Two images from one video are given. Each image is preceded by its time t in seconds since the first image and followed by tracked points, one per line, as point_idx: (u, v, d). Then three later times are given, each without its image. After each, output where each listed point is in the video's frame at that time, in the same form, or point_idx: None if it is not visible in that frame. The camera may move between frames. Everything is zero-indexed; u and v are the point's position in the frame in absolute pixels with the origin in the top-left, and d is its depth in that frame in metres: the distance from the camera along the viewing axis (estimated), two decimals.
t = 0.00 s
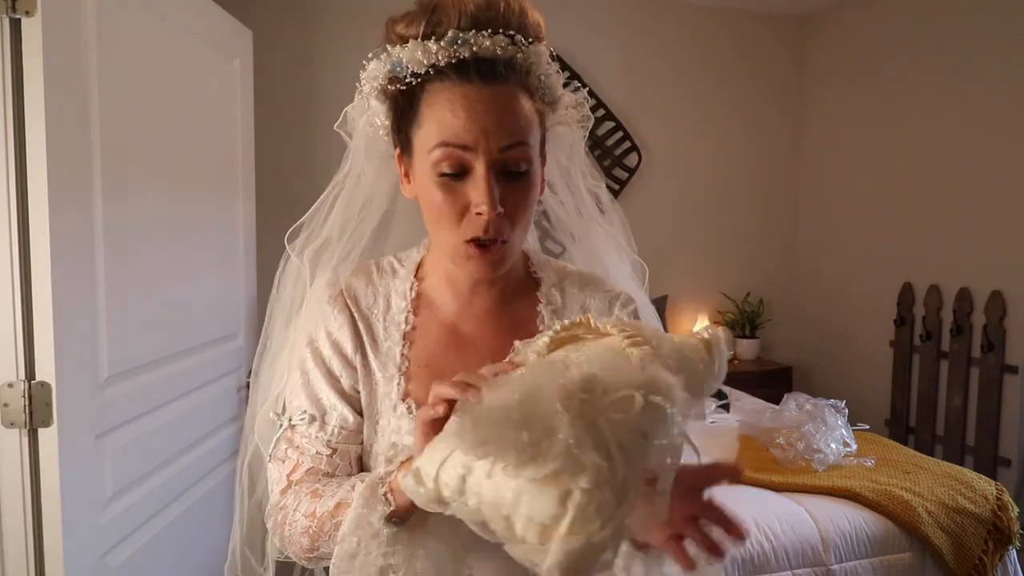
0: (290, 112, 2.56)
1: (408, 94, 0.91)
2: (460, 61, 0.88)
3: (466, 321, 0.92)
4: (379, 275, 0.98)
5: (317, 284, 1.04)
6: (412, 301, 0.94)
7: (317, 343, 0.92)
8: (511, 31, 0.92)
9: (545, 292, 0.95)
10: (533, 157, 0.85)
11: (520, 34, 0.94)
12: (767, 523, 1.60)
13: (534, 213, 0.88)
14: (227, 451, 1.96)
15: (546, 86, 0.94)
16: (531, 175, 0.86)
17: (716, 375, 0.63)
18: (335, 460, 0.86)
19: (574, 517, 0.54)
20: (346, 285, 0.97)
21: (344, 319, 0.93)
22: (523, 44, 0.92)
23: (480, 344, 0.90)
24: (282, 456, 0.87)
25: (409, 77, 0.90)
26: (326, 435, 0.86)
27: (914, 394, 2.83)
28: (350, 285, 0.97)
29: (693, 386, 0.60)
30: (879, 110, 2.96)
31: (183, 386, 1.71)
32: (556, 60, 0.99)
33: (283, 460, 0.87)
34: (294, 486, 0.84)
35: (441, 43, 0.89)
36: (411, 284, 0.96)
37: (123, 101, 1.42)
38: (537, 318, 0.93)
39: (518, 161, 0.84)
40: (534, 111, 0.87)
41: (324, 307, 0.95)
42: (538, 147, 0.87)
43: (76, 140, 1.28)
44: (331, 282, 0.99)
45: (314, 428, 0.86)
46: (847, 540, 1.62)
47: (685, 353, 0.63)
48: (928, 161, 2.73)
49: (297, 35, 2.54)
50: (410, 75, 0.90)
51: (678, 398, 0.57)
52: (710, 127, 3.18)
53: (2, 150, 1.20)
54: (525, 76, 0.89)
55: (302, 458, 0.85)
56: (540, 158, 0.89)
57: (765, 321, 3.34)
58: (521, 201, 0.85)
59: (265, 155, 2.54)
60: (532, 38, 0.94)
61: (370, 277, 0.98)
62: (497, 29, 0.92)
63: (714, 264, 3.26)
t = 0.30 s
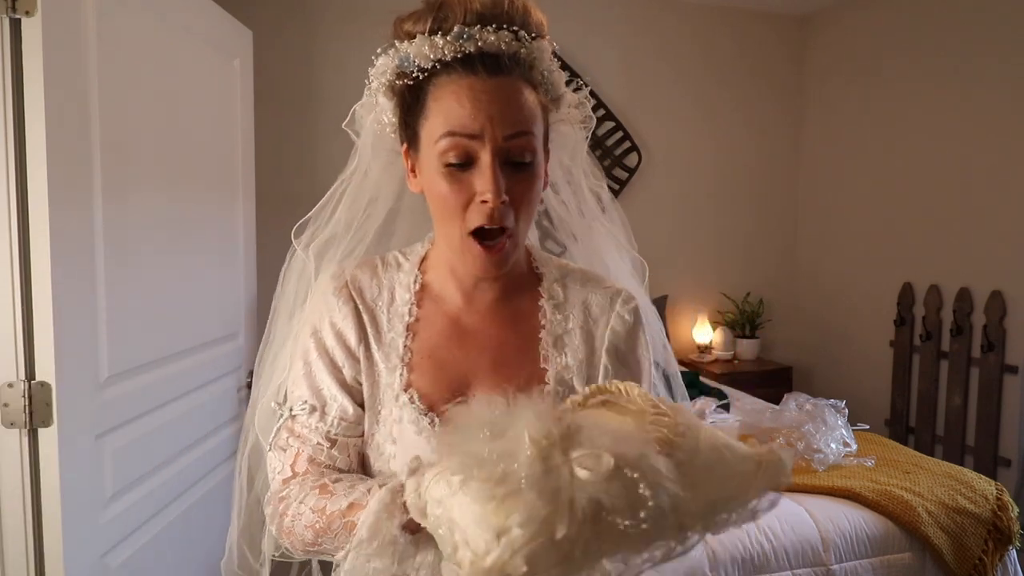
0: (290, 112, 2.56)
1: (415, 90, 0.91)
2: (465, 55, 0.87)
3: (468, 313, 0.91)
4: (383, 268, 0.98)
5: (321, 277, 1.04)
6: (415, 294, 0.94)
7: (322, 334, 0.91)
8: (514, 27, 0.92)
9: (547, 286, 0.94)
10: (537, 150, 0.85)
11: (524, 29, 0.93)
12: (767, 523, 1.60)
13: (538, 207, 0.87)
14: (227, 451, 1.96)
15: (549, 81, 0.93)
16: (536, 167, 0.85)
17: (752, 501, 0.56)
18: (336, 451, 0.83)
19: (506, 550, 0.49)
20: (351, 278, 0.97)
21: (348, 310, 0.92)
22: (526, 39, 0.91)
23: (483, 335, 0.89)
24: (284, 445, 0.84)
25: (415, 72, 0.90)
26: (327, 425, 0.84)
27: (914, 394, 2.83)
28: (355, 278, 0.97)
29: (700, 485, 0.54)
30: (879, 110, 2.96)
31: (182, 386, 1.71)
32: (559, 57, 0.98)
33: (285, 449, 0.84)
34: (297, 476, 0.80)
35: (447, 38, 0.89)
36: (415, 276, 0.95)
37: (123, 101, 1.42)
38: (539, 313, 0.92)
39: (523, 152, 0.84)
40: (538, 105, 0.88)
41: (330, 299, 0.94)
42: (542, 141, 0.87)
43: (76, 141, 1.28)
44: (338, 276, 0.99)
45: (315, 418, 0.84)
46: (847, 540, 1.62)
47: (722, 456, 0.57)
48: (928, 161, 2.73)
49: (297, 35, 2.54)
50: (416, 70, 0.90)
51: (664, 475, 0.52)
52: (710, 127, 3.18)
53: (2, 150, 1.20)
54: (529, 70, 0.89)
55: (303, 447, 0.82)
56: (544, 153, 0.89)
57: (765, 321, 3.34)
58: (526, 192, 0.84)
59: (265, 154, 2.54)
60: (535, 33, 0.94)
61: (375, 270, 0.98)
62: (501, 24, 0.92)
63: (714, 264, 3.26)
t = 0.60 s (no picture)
0: (290, 111, 2.56)
1: (421, 90, 0.91)
2: (472, 57, 0.87)
3: (473, 308, 0.90)
4: (387, 259, 0.98)
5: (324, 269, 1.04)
6: (419, 284, 0.94)
7: (323, 320, 0.91)
8: (521, 30, 0.92)
9: (548, 279, 0.94)
10: (543, 152, 0.85)
11: (530, 32, 0.93)
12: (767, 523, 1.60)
13: (542, 207, 0.87)
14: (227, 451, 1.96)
15: (553, 82, 0.93)
16: (541, 168, 0.85)
17: (662, 550, 0.56)
18: (330, 434, 0.84)
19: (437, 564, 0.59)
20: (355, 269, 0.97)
21: (351, 297, 0.92)
22: (532, 42, 0.91)
23: (487, 330, 0.89)
24: (277, 428, 0.85)
25: (421, 72, 0.90)
26: (324, 408, 0.84)
27: (914, 394, 2.83)
28: (358, 268, 0.97)
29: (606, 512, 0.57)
30: (879, 110, 2.96)
31: (182, 386, 1.70)
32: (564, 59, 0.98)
33: (277, 431, 0.85)
34: (285, 455, 0.81)
35: (454, 39, 0.89)
36: (419, 267, 0.95)
37: (123, 101, 1.42)
38: (540, 303, 0.92)
39: (528, 152, 0.84)
40: (543, 107, 0.87)
41: (333, 286, 0.95)
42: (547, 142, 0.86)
43: (76, 143, 1.28)
44: (341, 268, 0.99)
45: (312, 401, 0.85)
46: (847, 540, 1.62)
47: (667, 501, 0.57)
48: (928, 161, 2.73)
49: (297, 35, 2.54)
50: (423, 71, 0.90)
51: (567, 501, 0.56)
52: (710, 127, 3.18)
53: (2, 150, 1.20)
54: (534, 72, 0.89)
55: (296, 429, 0.83)
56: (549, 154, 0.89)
57: (765, 321, 3.34)
58: (532, 192, 0.84)
59: (266, 154, 2.54)
60: (541, 36, 0.94)
61: (378, 261, 0.98)
62: (507, 27, 0.92)
63: (714, 264, 3.26)
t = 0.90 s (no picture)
0: (291, 112, 2.56)
1: (423, 89, 0.91)
2: (473, 55, 0.87)
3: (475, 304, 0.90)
4: (390, 259, 0.98)
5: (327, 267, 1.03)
6: (423, 282, 0.94)
7: (327, 318, 0.90)
8: (522, 29, 0.92)
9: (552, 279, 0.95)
10: (541, 148, 0.85)
11: (531, 30, 0.93)
12: (767, 523, 1.60)
13: (542, 203, 0.87)
14: (227, 452, 1.96)
15: (554, 80, 0.93)
16: (539, 164, 0.85)
17: (623, 562, 0.52)
18: (338, 431, 0.82)
19: None
20: (359, 267, 0.96)
21: (356, 294, 0.91)
22: (533, 40, 0.91)
23: (488, 326, 0.89)
24: (282, 426, 0.83)
25: (424, 70, 0.90)
26: (332, 405, 0.82)
27: (914, 394, 2.83)
28: (362, 267, 0.97)
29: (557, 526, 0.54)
30: (878, 110, 2.96)
31: (182, 386, 1.70)
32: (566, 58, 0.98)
33: (282, 430, 0.82)
34: (289, 454, 0.79)
35: (455, 38, 0.88)
36: (422, 266, 0.95)
37: (123, 101, 1.42)
38: (545, 301, 0.92)
39: (526, 148, 0.84)
40: (542, 104, 0.87)
41: (336, 284, 0.93)
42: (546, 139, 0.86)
43: (76, 143, 1.28)
44: (344, 266, 0.98)
45: (319, 398, 0.82)
46: (848, 540, 1.61)
47: (623, 513, 0.53)
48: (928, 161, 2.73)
49: (298, 35, 2.54)
50: (425, 69, 0.90)
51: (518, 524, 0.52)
52: (710, 127, 3.18)
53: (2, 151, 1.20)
54: (534, 70, 0.89)
55: (301, 427, 0.81)
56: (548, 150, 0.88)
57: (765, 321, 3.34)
58: (530, 188, 0.84)
59: (267, 155, 2.55)
60: (542, 35, 0.94)
61: (381, 260, 0.98)
62: (508, 25, 0.92)
63: (714, 264, 3.26)
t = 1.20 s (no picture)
0: (292, 112, 2.56)
1: (424, 90, 0.91)
2: (470, 56, 0.87)
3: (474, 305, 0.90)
4: (393, 261, 0.98)
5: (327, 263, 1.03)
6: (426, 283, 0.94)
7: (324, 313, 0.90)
8: (522, 28, 0.91)
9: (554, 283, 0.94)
10: (535, 148, 0.84)
11: (530, 29, 0.93)
12: (767, 523, 1.60)
13: (537, 203, 0.86)
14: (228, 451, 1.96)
15: (555, 80, 0.92)
16: (534, 165, 0.84)
17: None
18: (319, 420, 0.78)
19: None
20: (361, 264, 0.97)
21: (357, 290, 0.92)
22: (533, 40, 0.91)
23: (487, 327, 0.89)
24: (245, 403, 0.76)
25: (424, 71, 0.90)
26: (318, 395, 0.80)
27: (914, 394, 2.83)
28: (364, 265, 0.97)
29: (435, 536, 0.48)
30: (879, 111, 2.96)
31: (181, 385, 1.70)
32: (567, 56, 0.96)
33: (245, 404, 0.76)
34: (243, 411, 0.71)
35: (453, 38, 0.88)
36: (426, 267, 0.95)
37: (123, 101, 1.42)
38: (548, 304, 0.93)
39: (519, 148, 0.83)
40: (539, 104, 0.87)
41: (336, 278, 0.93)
42: (541, 139, 0.85)
43: (76, 143, 1.28)
44: (345, 261, 0.98)
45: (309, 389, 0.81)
46: (848, 540, 1.61)
47: None
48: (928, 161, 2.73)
49: (298, 34, 2.54)
50: (426, 70, 0.90)
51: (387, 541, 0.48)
52: (710, 127, 3.18)
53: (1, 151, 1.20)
54: (533, 69, 0.88)
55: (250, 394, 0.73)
56: (546, 151, 0.88)
57: (765, 321, 3.35)
58: (523, 189, 0.83)
59: (267, 155, 2.55)
60: (543, 33, 0.93)
61: (383, 261, 0.98)
62: (508, 25, 0.91)
63: (715, 264, 3.26)
